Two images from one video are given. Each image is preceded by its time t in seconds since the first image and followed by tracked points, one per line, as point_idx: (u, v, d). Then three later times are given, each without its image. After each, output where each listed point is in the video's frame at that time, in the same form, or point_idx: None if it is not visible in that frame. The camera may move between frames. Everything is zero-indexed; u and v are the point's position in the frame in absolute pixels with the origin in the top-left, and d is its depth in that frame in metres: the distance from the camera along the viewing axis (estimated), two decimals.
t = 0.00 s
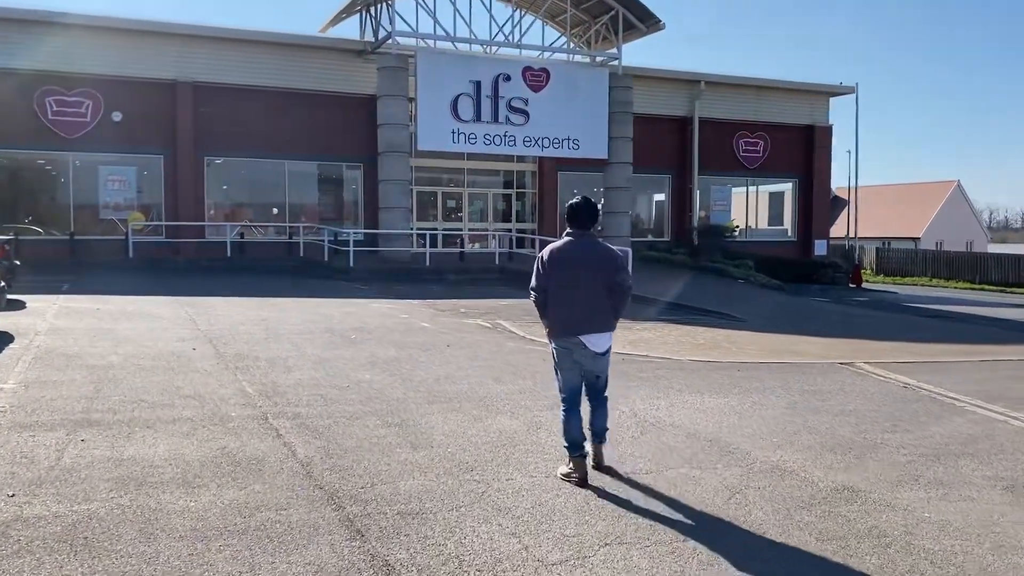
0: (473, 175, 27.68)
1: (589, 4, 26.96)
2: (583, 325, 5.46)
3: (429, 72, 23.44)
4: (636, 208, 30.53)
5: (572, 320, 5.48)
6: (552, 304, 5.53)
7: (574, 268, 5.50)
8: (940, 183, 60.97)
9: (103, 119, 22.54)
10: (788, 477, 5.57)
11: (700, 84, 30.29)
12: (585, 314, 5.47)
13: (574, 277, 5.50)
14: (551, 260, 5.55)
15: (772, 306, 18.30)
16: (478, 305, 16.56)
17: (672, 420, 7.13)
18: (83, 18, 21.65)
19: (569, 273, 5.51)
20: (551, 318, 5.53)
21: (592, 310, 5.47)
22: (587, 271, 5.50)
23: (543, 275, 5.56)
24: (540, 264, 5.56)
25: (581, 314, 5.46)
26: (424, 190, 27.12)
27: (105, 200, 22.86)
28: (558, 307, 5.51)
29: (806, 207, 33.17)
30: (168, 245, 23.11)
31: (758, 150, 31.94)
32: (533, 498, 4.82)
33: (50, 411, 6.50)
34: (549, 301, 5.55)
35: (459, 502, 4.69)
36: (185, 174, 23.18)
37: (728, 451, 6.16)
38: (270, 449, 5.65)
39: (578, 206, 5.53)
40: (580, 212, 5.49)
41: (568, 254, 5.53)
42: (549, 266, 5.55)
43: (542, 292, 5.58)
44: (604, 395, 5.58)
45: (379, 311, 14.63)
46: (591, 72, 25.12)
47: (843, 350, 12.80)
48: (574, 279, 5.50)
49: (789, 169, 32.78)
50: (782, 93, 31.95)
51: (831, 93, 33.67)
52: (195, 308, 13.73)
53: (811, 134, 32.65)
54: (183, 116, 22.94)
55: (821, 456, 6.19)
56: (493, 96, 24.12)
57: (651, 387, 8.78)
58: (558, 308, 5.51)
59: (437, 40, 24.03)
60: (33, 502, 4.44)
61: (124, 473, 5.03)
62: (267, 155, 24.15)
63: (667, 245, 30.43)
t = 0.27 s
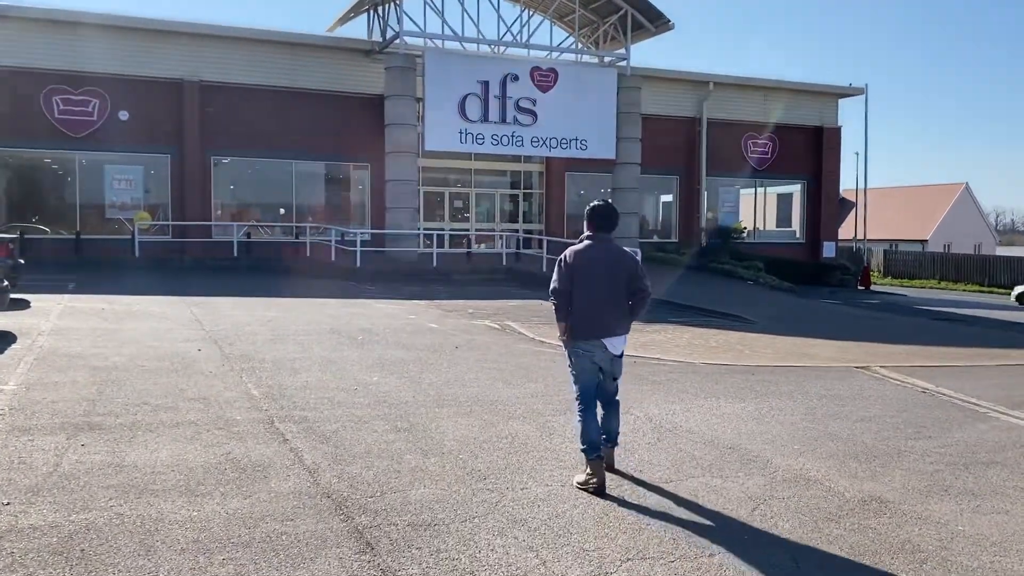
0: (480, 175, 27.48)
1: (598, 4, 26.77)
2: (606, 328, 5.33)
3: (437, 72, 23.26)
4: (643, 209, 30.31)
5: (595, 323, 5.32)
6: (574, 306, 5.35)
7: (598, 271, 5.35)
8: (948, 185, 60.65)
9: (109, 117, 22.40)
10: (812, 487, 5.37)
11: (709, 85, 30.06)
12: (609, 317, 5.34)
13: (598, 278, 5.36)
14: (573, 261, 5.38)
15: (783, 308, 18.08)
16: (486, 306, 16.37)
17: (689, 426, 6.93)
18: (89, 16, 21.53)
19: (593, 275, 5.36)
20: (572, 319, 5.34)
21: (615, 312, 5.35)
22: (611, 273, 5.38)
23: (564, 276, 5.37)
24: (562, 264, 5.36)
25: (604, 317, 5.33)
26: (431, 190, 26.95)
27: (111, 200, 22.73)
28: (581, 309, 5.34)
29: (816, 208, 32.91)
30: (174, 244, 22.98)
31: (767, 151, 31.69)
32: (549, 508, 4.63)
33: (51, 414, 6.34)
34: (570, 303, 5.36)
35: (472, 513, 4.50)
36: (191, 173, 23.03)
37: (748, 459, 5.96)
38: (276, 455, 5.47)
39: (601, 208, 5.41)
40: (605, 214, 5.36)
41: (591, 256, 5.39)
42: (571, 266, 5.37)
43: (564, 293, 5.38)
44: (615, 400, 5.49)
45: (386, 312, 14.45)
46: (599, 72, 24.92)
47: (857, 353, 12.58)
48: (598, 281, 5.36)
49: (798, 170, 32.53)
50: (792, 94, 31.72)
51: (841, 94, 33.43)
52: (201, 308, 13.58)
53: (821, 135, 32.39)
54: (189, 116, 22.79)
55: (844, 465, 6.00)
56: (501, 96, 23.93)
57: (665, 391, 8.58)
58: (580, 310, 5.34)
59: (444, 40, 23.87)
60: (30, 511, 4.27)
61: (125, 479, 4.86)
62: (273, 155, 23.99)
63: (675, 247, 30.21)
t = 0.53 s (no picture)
0: (486, 177, 27.27)
1: (606, 5, 26.56)
2: (630, 328, 5.37)
3: (443, 73, 23.06)
4: (651, 212, 30.08)
5: (620, 323, 5.34)
6: (600, 306, 5.34)
7: (623, 271, 5.37)
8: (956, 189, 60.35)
9: (114, 118, 22.25)
10: (841, 502, 5.15)
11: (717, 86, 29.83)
12: (632, 317, 5.38)
13: (623, 279, 5.38)
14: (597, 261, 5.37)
15: (794, 313, 17.85)
16: (493, 310, 16.16)
17: (708, 437, 6.70)
18: (94, 17, 21.39)
19: (618, 274, 5.37)
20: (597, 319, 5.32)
21: (638, 312, 5.40)
22: (634, 274, 5.41)
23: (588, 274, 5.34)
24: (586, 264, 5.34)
25: (629, 317, 5.36)
26: (437, 192, 26.73)
27: (116, 201, 22.57)
28: (607, 309, 5.34)
29: (825, 211, 32.62)
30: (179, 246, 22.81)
31: (776, 153, 31.44)
32: (568, 526, 4.42)
33: (49, 422, 6.13)
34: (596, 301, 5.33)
35: (488, 531, 4.28)
36: (195, 175, 22.86)
37: (772, 473, 5.73)
38: (282, 467, 5.26)
39: (624, 209, 5.44)
40: (628, 214, 5.41)
41: (613, 255, 5.39)
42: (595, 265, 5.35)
43: (590, 293, 5.35)
44: (635, 403, 5.43)
45: (393, 315, 14.24)
46: (607, 73, 24.71)
47: (872, 359, 12.33)
48: (623, 281, 5.38)
49: (807, 173, 32.27)
50: (800, 96, 31.47)
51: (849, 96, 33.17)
52: (204, 312, 13.39)
53: (830, 137, 32.12)
54: (194, 117, 22.62)
55: (871, 478, 5.77)
56: (508, 97, 23.72)
57: (680, 399, 8.34)
58: (606, 309, 5.33)
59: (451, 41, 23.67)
60: (23, 527, 4.06)
61: (124, 493, 4.65)
62: (279, 156, 23.82)
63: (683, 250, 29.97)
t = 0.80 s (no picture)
0: (491, 180, 27.08)
1: (612, 7, 26.37)
2: (638, 333, 5.31)
3: (448, 75, 22.89)
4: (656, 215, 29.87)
5: (630, 329, 5.29)
6: (610, 312, 5.26)
7: (631, 276, 5.31)
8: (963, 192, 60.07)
9: (117, 121, 22.11)
10: (866, 519, 4.95)
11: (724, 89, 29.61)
12: (642, 322, 5.32)
13: (632, 283, 5.31)
14: (605, 265, 5.29)
15: (804, 317, 17.63)
16: (499, 314, 15.97)
17: (724, 448, 6.50)
18: (97, 19, 21.26)
19: (627, 280, 5.31)
20: (606, 325, 5.25)
21: (647, 317, 5.35)
22: (642, 278, 5.36)
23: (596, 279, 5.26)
24: (595, 268, 5.25)
25: (639, 322, 5.30)
26: (441, 195, 26.56)
27: (119, 204, 22.44)
28: (616, 314, 5.27)
29: (832, 214, 32.37)
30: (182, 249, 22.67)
31: (783, 156, 31.21)
32: (584, 546, 4.23)
33: (46, 432, 5.95)
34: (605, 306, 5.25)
35: (501, 552, 4.09)
36: (199, 177, 22.71)
37: (792, 487, 5.53)
38: (285, 481, 5.08)
39: (629, 214, 5.39)
40: (634, 219, 5.36)
41: (619, 259, 5.33)
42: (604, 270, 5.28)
43: (599, 298, 5.26)
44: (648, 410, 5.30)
45: (398, 320, 14.06)
46: (613, 75, 24.51)
47: (886, 365, 12.12)
48: (632, 286, 5.32)
49: (814, 176, 32.04)
50: (807, 98, 31.24)
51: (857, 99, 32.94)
52: (208, 316, 13.22)
53: (837, 140, 31.89)
54: (198, 119, 22.46)
55: (896, 492, 5.57)
56: (513, 100, 23.54)
57: (693, 408, 8.15)
58: (615, 314, 5.26)
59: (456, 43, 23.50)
60: (15, 548, 3.88)
61: (122, 509, 4.47)
62: (282, 159, 23.66)
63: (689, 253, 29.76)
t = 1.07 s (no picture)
0: (492, 181, 26.87)
1: (614, 7, 26.17)
2: (634, 335, 5.26)
3: (450, 76, 22.69)
4: (659, 216, 29.66)
5: (626, 331, 5.22)
6: (608, 315, 5.16)
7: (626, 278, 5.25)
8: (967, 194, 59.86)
9: (116, 123, 21.91)
10: (889, 532, 4.74)
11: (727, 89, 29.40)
12: (636, 324, 5.27)
13: (627, 285, 5.25)
14: (599, 267, 5.18)
15: (810, 319, 17.42)
16: (501, 316, 15.76)
17: (738, 456, 6.29)
18: (96, 19, 21.08)
19: (622, 282, 5.24)
20: (604, 328, 5.14)
21: (641, 319, 5.30)
22: (635, 280, 5.31)
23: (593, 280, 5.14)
24: (593, 271, 5.14)
25: (634, 324, 5.25)
26: (443, 196, 26.35)
27: (119, 206, 22.25)
28: (613, 317, 5.18)
29: (835, 216, 32.16)
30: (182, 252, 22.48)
31: (786, 157, 31.00)
32: (596, 561, 4.04)
33: (37, 440, 5.75)
34: (602, 309, 5.15)
35: (509, 570, 3.89)
36: (199, 179, 22.50)
37: (809, 497, 5.33)
38: (284, 492, 4.87)
39: (619, 215, 5.33)
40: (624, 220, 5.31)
41: (611, 261, 5.25)
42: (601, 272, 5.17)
43: (596, 302, 5.15)
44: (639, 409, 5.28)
45: (399, 322, 13.85)
46: (615, 76, 24.32)
47: (896, 368, 11.91)
48: (627, 288, 5.25)
49: (817, 177, 31.82)
50: (811, 99, 31.04)
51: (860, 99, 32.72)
52: (207, 319, 13.02)
53: (840, 141, 31.69)
54: (198, 121, 22.27)
55: (917, 503, 5.37)
56: (515, 101, 23.35)
57: (702, 413, 7.94)
58: (612, 316, 5.17)
59: (457, 44, 23.30)
60: None
61: (112, 523, 4.27)
62: (283, 161, 23.45)
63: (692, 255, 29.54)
